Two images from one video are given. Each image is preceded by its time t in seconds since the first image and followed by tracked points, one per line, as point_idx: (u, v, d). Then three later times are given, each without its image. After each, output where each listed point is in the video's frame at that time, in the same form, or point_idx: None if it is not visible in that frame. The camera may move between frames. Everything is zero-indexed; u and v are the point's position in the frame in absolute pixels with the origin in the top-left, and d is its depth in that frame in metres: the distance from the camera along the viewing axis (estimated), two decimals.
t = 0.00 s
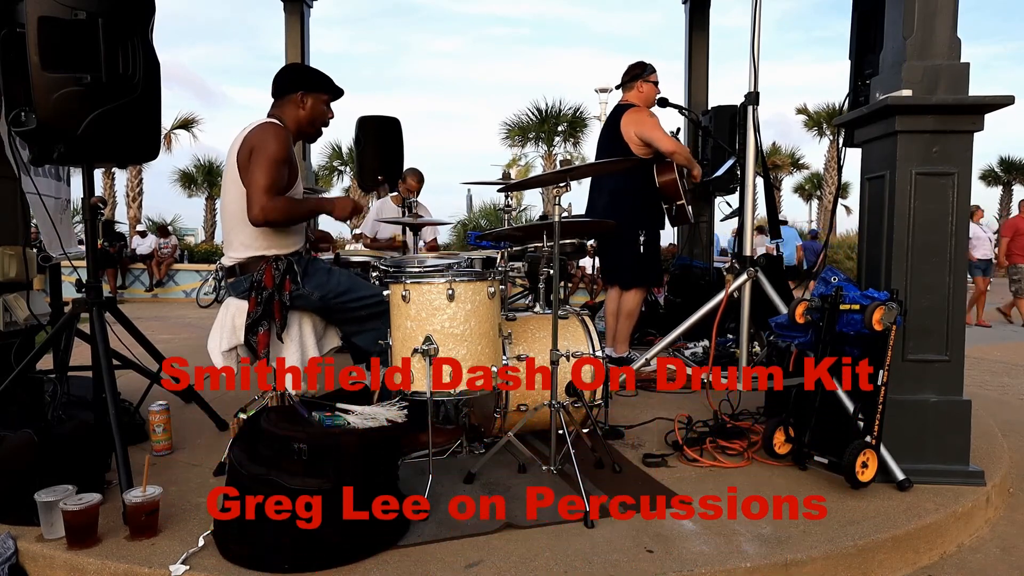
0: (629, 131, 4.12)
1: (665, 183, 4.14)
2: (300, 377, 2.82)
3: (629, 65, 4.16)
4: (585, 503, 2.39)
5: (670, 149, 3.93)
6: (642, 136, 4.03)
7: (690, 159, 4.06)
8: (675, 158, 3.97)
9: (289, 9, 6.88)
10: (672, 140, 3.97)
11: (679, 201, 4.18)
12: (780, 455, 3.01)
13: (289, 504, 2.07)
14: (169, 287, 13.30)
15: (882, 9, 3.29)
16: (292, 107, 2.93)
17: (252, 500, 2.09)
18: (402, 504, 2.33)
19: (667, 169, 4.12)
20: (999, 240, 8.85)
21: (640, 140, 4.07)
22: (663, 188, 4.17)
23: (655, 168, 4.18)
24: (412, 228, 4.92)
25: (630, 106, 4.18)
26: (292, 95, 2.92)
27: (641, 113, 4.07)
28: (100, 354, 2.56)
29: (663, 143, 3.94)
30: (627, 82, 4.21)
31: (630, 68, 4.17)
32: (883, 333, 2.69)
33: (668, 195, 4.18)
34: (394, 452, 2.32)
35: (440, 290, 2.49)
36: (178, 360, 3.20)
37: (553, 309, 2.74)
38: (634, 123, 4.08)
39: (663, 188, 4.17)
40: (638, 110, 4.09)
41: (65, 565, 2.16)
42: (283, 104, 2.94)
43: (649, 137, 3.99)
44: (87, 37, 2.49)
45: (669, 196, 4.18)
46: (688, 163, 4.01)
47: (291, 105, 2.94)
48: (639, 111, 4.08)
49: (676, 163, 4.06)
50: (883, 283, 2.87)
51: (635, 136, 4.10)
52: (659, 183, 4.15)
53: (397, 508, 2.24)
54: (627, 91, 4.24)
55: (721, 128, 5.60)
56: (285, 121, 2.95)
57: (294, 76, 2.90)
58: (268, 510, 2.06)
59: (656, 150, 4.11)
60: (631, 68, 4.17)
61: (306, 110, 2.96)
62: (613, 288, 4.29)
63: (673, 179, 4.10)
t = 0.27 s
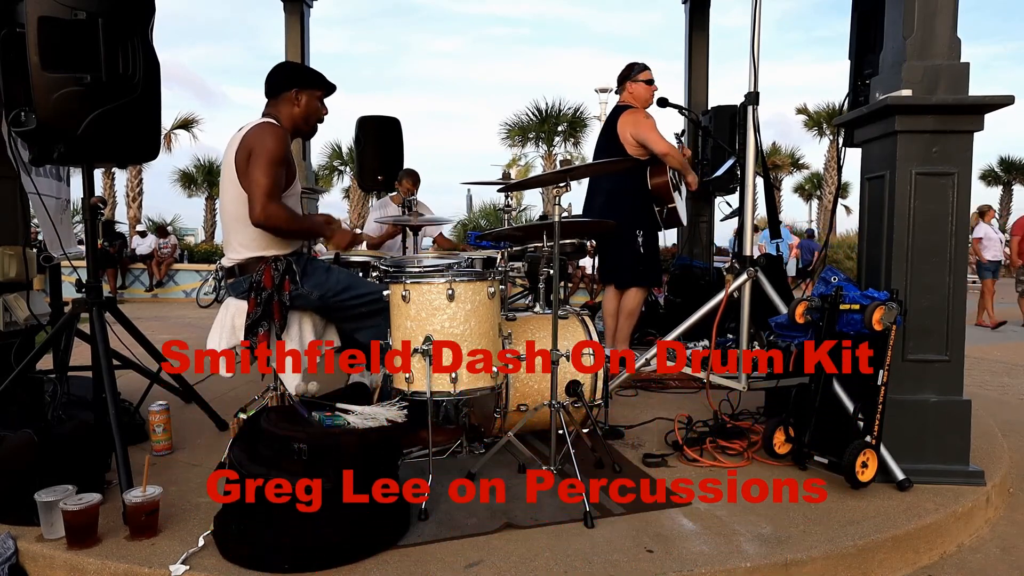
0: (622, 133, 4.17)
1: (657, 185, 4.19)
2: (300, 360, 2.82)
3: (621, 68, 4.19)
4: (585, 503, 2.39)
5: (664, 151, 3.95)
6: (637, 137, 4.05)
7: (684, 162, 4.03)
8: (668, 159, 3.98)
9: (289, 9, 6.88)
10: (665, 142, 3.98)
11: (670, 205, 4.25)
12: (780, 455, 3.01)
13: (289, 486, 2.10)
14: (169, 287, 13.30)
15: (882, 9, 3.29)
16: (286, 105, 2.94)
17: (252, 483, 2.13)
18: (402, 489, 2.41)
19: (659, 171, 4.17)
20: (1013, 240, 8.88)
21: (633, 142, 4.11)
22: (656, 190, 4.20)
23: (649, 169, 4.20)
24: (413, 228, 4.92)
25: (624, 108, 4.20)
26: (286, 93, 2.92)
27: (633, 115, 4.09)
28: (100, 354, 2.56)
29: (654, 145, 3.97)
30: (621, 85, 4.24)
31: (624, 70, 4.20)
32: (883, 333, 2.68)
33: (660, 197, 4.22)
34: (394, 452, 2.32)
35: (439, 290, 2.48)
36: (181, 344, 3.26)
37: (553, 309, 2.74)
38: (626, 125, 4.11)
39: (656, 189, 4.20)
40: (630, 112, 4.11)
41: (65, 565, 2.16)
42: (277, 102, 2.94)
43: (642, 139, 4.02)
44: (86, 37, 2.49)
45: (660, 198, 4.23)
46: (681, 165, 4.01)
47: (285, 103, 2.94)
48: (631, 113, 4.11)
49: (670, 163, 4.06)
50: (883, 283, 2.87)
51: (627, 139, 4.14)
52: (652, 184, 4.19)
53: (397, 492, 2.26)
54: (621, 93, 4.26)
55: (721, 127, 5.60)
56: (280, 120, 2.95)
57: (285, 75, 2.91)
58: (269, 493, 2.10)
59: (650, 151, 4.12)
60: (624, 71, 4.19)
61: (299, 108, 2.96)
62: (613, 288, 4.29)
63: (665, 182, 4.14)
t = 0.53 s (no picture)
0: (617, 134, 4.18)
1: (654, 184, 4.13)
2: (300, 343, 2.83)
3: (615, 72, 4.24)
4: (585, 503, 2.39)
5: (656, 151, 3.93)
6: (629, 138, 4.05)
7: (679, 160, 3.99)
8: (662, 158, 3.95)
9: (289, 9, 6.87)
10: (658, 142, 3.95)
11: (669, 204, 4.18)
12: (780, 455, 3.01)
13: (289, 470, 2.11)
14: (169, 287, 13.30)
15: (882, 9, 3.29)
16: (277, 99, 2.94)
17: (252, 466, 2.14)
18: (402, 471, 2.64)
19: (656, 170, 4.11)
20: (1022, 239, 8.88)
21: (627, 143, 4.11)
22: (654, 189, 4.15)
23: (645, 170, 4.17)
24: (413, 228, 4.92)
25: (619, 110, 4.21)
26: (276, 88, 2.92)
27: (626, 115, 4.09)
28: (100, 354, 2.56)
29: (646, 145, 3.95)
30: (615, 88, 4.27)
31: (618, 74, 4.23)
32: (883, 333, 2.68)
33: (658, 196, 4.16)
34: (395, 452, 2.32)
35: (440, 290, 2.48)
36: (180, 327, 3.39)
37: (553, 309, 2.74)
38: (619, 126, 4.12)
39: (653, 189, 4.15)
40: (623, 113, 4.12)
41: (65, 566, 2.16)
42: (268, 99, 2.94)
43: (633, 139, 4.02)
44: (86, 37, 2.49)
45: (658, 198, 4.18)
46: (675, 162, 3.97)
47: (277, 98, 2.94)
48: (623, 115, 4.12)
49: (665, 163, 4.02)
50: (883, 283, 2.87)
51: (621, 139, 4.15)
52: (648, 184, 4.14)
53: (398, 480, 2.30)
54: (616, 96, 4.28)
55: (721, 128, 5.60)
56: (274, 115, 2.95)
57: (276, 68, 2.92)
58: (268, 476, 2.10)
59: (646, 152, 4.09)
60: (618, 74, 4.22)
61: (290, 100, 2.95)
62: (613, 288, 4.30)
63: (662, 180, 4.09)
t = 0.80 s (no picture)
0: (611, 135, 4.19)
1: (650, 183, 4.13)
2: (301, 326, 2.87)
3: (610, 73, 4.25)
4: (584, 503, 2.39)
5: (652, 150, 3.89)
6: (624, 138, 4.04)
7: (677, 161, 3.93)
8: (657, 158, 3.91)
9: (289, 9, 6.87)
10: (653, 141, 3.92)
11: (667, 202, 4.20)
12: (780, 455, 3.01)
13: (289, 453, 2.18)
14: (169, 287, 13.30)
15: (882, 9, 3.29)
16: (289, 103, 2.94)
17: (253, 448, 2.23)
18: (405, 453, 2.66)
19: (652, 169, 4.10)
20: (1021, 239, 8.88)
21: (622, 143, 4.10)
22: (651, 187, 4.15)
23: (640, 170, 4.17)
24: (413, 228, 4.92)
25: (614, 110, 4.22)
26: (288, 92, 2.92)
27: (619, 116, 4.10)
28: (100, 354, 2.56)
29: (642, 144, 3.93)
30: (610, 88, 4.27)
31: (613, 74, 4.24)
32: (883, 333, 2.68)
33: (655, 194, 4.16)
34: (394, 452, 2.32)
35: (439, 291, 2.48)
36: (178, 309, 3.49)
37: (553, 309, 2.74)
38: (614, 126, 4.13)
39: (650, 188, 4.16)
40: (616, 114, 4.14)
41: (65, 566, 2.16)
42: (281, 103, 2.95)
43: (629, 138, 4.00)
44: (87, 37, 2.49)
45: (656, 197, 4.19)
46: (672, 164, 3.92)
47: (288, 101, 2.94)
48: (617, 116, 4.12)
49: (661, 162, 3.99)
50: (883, 283, 2.87)
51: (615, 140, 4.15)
52: (646, 182, 4.14)
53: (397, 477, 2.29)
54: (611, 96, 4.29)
55: (721, 128, 5.60)
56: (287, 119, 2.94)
57: (288, 74, 2.92)
58: (269, 459, 2.18)
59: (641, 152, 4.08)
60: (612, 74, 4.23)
61: (302, 103, 2.95)
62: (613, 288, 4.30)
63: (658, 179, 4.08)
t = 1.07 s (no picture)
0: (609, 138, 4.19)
1: (648, 183, 4.09)
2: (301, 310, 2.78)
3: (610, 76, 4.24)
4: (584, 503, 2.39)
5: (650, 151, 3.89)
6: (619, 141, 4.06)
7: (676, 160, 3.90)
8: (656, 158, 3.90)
9: (289, 9, 6.87)
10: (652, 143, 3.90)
11: (663, 200, 4.12)
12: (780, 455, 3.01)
13: (288, 435, 2.24)
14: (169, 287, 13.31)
15: (882, 9, 3.29)
16: (306, 106, 2.92)
17: (251, 432, 2.29)
18: (404, 436, 2.53)
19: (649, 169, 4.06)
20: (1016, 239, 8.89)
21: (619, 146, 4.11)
22: (648, 187, 4.11)
23: (639, 169, 4.14)
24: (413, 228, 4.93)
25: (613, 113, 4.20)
26: (307, 94, 2.91)
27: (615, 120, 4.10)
28: (100, 354, 2.56)
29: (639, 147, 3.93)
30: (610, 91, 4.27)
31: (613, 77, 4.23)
32: (883, 333, 2.68)
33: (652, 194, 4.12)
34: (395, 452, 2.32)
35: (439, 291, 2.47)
36: (178, 291, 3.51)
37: (553, 309, 2.73)
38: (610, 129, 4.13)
39: (646, 187, 4.12)
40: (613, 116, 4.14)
41: (64, 565, 2.16)
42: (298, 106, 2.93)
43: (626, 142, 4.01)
44: (87, 37, 2.49)
45: (652, 195, 4.13)
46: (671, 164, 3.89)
47: (306, 104, 2.92)
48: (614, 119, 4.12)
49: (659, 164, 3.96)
50: (883, 283, 2.87)
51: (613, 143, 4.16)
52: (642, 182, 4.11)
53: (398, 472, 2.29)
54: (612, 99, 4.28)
55: (721, 127, 5.60)
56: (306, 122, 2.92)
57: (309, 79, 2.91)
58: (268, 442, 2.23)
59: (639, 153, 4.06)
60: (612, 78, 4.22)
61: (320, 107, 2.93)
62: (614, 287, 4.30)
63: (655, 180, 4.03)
